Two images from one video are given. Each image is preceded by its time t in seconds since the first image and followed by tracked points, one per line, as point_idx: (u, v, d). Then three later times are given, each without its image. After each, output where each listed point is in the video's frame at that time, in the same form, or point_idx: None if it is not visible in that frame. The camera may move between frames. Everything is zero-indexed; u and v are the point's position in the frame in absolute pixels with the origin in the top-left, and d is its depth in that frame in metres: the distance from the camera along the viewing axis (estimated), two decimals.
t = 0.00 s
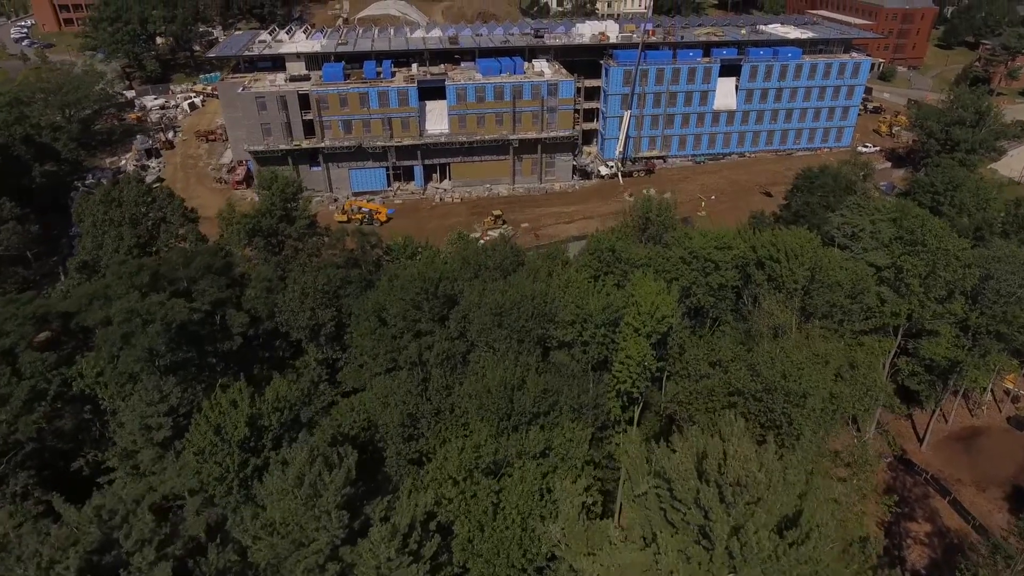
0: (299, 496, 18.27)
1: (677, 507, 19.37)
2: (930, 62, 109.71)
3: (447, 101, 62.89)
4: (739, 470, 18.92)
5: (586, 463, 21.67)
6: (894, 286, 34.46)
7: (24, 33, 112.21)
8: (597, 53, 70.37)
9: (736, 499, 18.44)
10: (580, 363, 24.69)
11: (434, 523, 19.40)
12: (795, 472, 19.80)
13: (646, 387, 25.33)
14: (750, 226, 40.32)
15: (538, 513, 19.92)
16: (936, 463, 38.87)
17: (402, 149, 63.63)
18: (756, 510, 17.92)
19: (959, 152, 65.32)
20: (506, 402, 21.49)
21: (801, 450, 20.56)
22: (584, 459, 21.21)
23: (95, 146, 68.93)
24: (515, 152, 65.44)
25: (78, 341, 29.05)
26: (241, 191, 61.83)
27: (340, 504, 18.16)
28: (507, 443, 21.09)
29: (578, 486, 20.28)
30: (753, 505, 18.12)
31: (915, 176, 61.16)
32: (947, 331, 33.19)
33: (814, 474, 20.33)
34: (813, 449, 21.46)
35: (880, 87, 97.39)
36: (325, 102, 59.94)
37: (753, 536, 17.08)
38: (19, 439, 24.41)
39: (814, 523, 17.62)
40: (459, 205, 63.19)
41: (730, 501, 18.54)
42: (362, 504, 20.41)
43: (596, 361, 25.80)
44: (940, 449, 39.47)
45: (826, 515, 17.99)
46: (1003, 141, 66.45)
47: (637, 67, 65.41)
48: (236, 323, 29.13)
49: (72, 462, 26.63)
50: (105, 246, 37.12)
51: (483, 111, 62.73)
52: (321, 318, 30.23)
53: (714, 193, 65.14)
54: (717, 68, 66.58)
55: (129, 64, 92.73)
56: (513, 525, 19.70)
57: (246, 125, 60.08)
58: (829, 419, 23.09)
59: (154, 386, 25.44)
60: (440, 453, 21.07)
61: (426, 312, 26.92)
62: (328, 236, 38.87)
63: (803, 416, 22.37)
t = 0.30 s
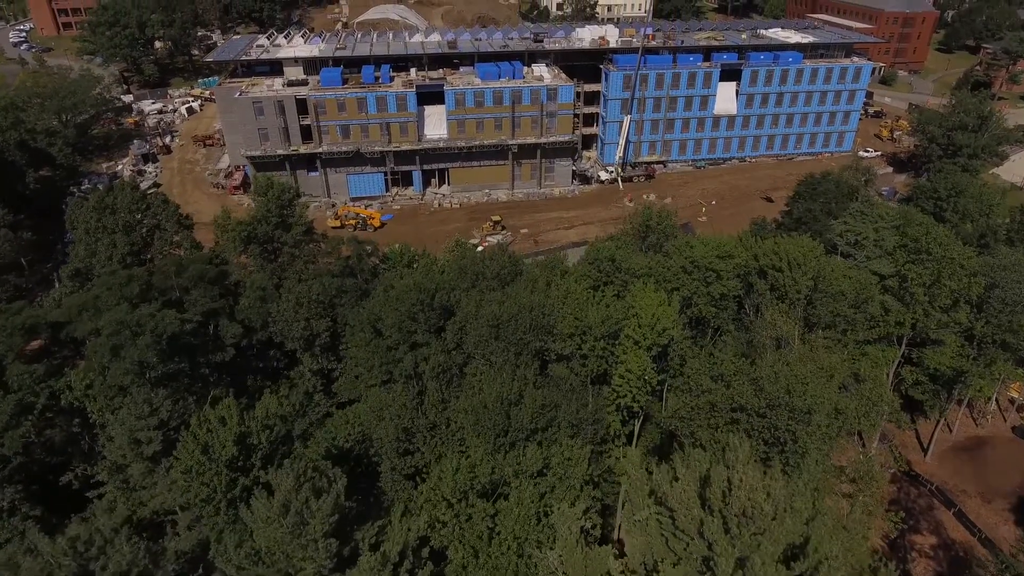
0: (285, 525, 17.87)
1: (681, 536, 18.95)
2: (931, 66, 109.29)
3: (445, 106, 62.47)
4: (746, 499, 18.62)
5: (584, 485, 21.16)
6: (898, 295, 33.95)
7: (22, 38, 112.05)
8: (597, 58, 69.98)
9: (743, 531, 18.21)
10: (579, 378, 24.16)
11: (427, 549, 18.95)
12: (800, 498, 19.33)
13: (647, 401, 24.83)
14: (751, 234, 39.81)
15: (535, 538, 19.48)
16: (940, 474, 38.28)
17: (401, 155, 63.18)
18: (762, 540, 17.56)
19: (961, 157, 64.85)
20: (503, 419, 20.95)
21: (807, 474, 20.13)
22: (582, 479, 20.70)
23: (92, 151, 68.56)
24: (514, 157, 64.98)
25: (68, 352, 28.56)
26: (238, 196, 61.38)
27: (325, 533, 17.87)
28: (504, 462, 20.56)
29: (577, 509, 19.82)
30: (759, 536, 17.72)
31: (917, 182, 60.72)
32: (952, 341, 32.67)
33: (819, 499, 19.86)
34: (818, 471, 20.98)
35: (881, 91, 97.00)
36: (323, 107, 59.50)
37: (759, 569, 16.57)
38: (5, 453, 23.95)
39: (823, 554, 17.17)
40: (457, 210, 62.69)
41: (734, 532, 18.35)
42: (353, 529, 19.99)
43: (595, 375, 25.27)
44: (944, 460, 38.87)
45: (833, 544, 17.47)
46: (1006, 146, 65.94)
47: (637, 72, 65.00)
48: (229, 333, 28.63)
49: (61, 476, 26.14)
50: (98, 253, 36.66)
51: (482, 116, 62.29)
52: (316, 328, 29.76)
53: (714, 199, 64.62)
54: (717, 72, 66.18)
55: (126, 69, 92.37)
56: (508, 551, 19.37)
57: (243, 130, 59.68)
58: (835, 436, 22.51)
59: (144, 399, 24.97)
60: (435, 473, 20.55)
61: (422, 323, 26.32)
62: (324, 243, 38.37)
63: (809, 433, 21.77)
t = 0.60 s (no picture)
0: (269, 555, 17.52)
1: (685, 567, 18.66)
2: (931, 70, 108.96)
3: (443, 111, 62.04)
4: (752, 533, 18.50)
5: (583, 507, 20.63)
6: (902, 304, 33.44)
7: (20, 42, 111.83)
8: (597, 62, 69.59)
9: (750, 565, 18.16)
10: (577, 392, 23.63)
11: None
12: (805, 527, 19.13)
13: (647, 416, 24.36)
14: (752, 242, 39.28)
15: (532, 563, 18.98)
16: (945, 485, 37.68)
17: (399, 160, 62.73)
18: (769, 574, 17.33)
19: (963, 162, 64.38)
20: (500, 435, 20.52)
21: (812, 505, 19.83)
22: (581, 501, 20.15)
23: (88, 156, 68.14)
24: (513, 162, 64.53)
25: (57, 364, 28.09)
26: (234, 201, 60.91)
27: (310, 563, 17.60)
28: (501, 481, 20.08)
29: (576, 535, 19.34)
30: (765, 571, 17.57)
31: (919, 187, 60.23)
32: (957, 351, 32.13)
33: (824, 524, 19.45)
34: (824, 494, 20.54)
35: (882, 96, 96.66)
36: (320, 112, 59.06)
37: None
38: None
39: None
40: (455, 216, 62.19)
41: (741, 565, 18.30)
42: (340, 559, 19.80)
43: (594, 389, 24.80)
44: (949, 470, 38.28)
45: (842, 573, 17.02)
46: (1008, 151, 65.46)
47: (637, 76, 64.56)
48: (221, 344, 28.09)
49: (48, 492, 25.43)
50: (91, 261, 36.16)
51: (480, 120, 61.85)
52: (310, 339, 29.21)
53: (714, 204, 64.13)
54: (718, 77, 65.77)
55: (124, 73, 91.99)
56: None
57: (240, 135, 59.26)
58: (841, 453, 21.96)
59: (134, 413, 24.49)
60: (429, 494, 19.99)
61: (418, 335, 25.73)
62: (321, 250, 37.86)
63: (815, 452, 21.18)
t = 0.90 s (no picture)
0: None
1: None
2: (931, 74, 108.64)
3: (442, 115, 61.58)
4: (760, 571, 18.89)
5: (582, 531, 20.10)
6: (907, 313, 32.90)
7: (18, 46, 111.45)
8: (597, 66, 69.14)
9: None
10: (575, 407, 23.13)
11: None
12: (813, 560, 19.10)
13: (647, 430, 23.89)
14: (753, 250, 38.79)
15: None
16: (949, 496, 37.11)
17: (397, 165, 62.26)
18: None
19: (965, 167, 63.91)
20: (496, 452, 20.00)
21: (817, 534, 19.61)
22: (581, 525, 19.59)
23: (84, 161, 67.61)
24: (512, 167, 64.03)
25: (46, 376, 27.63)
26: (231, 206, 60.38)
27: None
28: (497, 501, 19.62)
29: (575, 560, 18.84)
30: None
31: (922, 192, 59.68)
32: (961, 361, 31.57)
33: (832, 556, 19.19)
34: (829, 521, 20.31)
35: (882, 100, 96.27)
36: (317, 117, 58.54)
37: None
38: None
39: None
40: (454, 221, 61.67)
41: None
42: None
43: (593, 403, 24.29)
44: (953, 481, 37.74)
45: None
46: (1011, 156, 64.99)
47: (637, 81, 64.11)
48: (212, 356, 27.47)
49: (35, 506, 24.96)
50: (83, 269, 35.62)
51: (479, 125, 61.42)
52: (304, 349, 28.73)
53: (715, 210, 63.63)
54: (718, 81, 65.32)
55: (122, 77, 91.49)
56: None
57: (236, 140, 58.75)
58: (847, 471, 21.42)
59: (122, 427, 23.96)
60: (424, 515, 19.48)
61: (413, 346, 25.19)
62: (316, 257, 37.28)
63: (821, 471, 20.64)
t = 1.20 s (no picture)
0: None
1: None
2: (932, 78, 108.17)
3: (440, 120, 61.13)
4: None
5: (581, 553, 19.50)
6: (911, 322, 32.37)
7: (16, 50, 111.21)
8: (596, 71, 68.73)
9: None
10: (573, 423, 22.61)
11: None
12: None
13: (647, 446, 23.42)
14: (754, 258, 38.29)
15: None
16: (955, 508, 36.48)
17: (395, 170, 61.77)
18: None
19: (967, 172, 63.39)
20: (493, 471, 19.46)
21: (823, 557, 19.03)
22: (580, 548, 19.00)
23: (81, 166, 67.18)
24: (511, 172, 63.54)
25: (33, 388, 27.06)
26: (228, 212, 59.88)
27: None
28: (493, 522, 19.07)
29: None
30: None
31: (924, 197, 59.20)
32: (967, 370, 31.00)
33: None
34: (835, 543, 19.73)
35: (883, 104, 95.83)
36: (315, 122, 58.10)
37: None
38: None
39: None
40: (452, 227, 61.14)
41: None
42: None
43: (593, 418, 23.82)
44: (959, 492, 37.10)
45: None
46: (1013, 161, 64.47)
47: (637, 85, 63.66)
48: (203, 367, 26.89)
49: (21, 523, 24.39)
50: (75, 277, 35.10)
51: (478, 130, 60.98)
52: (298, 361, 28.13)
53: (716, 215, 63.14)
54: (718, 85, 64.89)
55: (120, 81, 91.15)
56: None
57: (233, 145, 58.30)
58: (852, 490, 20.86)
59: (109, 443, 23.35)
60: (417, 535, 18.93)
61: (408, 359, 24.62)
62: (312, 264, 36.74)
63: (827, 490, 20.06)
